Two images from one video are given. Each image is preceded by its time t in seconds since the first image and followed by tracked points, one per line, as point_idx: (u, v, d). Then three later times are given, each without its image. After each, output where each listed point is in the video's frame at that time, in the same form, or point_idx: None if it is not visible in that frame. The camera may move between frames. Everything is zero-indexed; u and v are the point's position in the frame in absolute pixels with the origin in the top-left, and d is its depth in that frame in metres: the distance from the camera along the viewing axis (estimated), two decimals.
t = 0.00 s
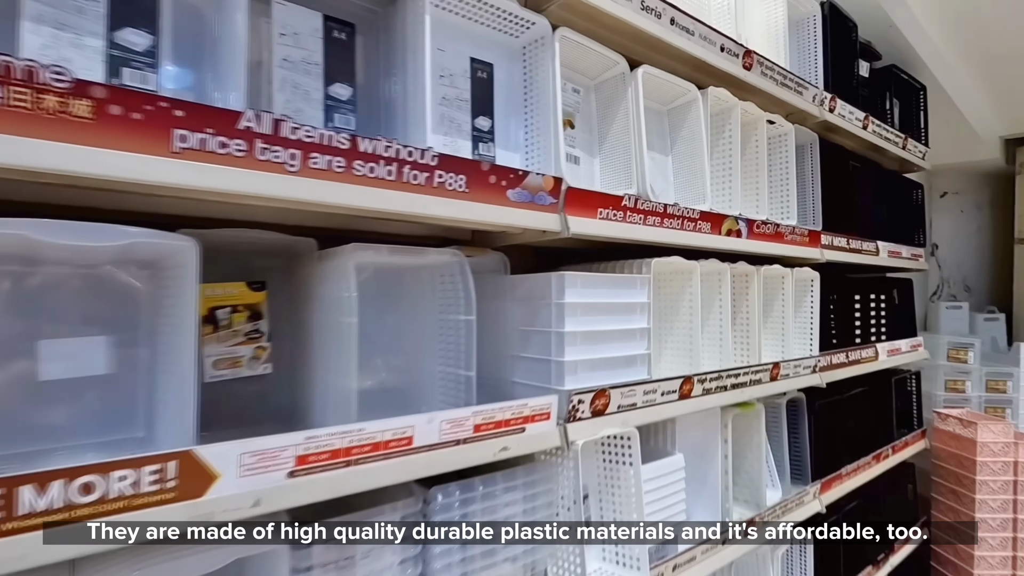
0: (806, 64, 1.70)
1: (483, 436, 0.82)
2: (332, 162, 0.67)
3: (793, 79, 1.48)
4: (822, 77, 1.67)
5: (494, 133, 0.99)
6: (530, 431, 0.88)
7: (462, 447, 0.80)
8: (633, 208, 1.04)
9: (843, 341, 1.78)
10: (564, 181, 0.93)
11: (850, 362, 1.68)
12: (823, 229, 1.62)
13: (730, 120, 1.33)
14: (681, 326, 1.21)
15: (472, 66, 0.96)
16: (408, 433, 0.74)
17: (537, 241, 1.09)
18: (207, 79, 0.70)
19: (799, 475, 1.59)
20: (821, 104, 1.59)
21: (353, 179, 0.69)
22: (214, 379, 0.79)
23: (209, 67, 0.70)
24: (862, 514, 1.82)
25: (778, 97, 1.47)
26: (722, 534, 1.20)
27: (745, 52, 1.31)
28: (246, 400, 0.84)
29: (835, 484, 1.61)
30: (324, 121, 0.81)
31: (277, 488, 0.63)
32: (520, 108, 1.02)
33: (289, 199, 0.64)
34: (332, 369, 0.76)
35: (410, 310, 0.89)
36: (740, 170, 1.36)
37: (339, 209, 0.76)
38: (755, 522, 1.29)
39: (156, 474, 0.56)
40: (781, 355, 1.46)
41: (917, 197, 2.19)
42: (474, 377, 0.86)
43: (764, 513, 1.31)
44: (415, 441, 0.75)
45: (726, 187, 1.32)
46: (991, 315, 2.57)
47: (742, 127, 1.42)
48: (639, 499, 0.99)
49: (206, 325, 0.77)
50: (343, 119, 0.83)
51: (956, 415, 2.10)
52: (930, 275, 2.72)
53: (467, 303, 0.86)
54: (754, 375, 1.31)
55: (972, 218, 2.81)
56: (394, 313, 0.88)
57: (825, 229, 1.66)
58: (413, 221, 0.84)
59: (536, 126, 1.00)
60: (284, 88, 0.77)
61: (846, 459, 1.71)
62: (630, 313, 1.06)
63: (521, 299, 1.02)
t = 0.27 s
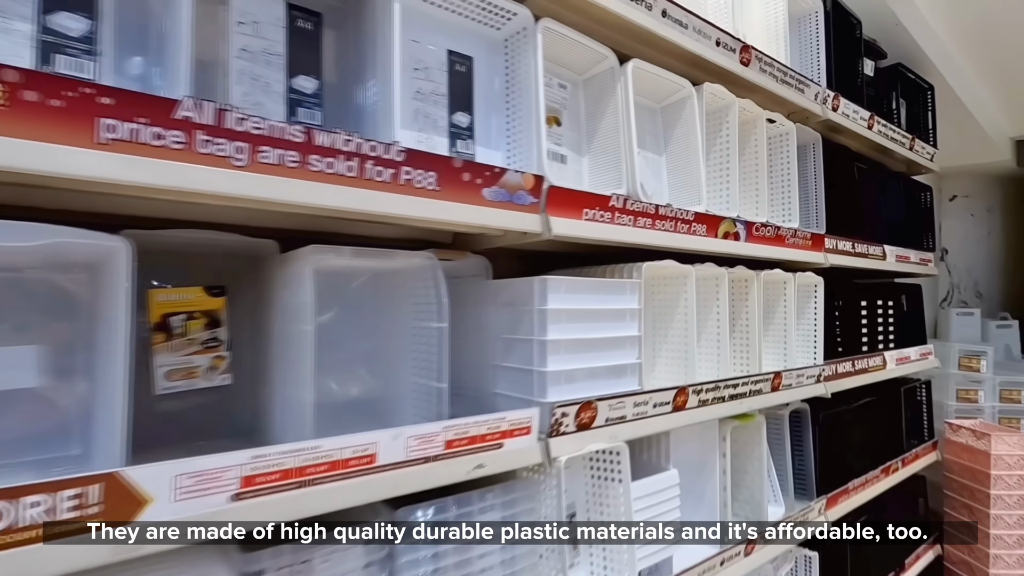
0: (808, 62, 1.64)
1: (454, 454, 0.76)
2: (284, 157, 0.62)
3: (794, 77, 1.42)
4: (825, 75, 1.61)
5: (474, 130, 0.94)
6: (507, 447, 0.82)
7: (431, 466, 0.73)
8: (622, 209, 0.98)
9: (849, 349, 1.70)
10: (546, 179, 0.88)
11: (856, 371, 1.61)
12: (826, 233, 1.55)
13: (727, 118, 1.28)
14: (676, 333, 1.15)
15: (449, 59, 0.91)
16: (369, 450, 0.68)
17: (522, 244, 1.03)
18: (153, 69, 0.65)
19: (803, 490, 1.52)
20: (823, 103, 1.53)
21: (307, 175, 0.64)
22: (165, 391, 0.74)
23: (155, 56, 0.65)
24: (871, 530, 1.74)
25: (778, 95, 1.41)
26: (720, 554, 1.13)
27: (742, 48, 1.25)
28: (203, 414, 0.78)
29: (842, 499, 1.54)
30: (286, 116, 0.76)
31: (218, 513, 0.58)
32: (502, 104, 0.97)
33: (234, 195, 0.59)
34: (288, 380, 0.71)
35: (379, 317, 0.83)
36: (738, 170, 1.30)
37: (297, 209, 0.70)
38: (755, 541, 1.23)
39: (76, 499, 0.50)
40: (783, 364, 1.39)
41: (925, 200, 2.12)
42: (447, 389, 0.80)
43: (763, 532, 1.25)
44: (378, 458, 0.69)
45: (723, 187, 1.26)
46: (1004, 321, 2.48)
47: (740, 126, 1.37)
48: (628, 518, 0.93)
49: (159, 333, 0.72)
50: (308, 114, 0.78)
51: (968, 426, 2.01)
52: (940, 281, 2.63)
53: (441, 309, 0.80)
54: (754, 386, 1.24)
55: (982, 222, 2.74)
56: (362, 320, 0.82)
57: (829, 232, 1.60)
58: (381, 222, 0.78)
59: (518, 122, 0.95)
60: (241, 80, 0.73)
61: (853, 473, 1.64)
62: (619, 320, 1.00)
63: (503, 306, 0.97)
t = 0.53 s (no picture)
0: (805, 62, 1.57)
1: (408, 482, 0.69)
2: (209, 158, 0.56)
3: (789, 77, 1.35)
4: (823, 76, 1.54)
5: (440, 131, 0.88)
6: (468, 474, 0.75)
7: (381, 496, 0.67)
8: (599, 214, 0.92)
9: (850, 362, 1.63)
10: (514, 183, 0.81)
11: (857, 384, 1.53)
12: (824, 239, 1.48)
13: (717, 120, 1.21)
14: (662, 347, 1.08)
15: (413, 56, 0.85)
16: (308, 480, 0.62)
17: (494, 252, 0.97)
18: (71, 62, 0.60)
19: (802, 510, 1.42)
20: (821, 104, 1.46)
21: (237, 179, 0.58)
22: (93, 414, 0.66)
23: (74, 48, 0.60)
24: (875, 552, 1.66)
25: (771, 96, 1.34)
26: None
27: (733, 46, 1.19)
28: (139, 438, 0.71)
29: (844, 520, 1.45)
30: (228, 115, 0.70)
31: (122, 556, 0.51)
32: (471, 104, 0.91)
33: (147, 199, 0.53)
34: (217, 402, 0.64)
35: (330, 332, 0.78)
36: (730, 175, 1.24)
37: (233, 216, 0.64)
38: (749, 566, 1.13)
39: None
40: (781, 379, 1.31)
41: (930, 206, 2.04)
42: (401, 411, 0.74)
43: (758, 557, 1.15)
44: (318, 489, 0.63)
45: (714, 192, 1.19)
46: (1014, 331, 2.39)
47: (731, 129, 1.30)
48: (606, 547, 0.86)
49: (86, 350, 0.65)
50: (253, 113, 0.72)
51: (977, 441, 1.93)
52: (947, 289, 2.55)
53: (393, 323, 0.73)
54: (748, 402, 1.17)
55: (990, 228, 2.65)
56: (310, 334, 0.76)
57: (828, 240, 1.53)
58: (331, 229, 0.72)
59: (488, 123, 0.89)
60: (176, 75, 0.67)
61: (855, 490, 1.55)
62: (597, 335, 0.93)
63: (472, 318, 0.90)
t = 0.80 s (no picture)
0: (798, 63, 1.52)
1: (350, 515, 0.63)
2: (116, 160, 0.51)
3: (780, 78, 1.29)
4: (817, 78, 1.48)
5: (399, 134, 0.82)
6: (420, 505, 0.69)
7: (319, 530, 0.61)
8: (570, 222, 0.86)
9: (848, 375, 1.56)
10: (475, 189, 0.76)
11: (855, 399, 1.46)
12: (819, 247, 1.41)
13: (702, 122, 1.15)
14: (643, 362, 1.02)
15: (370, 54, 0.80)
16: (232, 516, 0.56)
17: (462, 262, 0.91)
18: None
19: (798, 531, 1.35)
20: (814, 107, 1.40)
21: (150, 183, 0.52)
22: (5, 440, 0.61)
23: None
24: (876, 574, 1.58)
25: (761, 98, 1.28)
26: None
27: (718, 45, 1.14)
28: (60, 466, 0.65)
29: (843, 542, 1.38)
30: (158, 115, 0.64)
31: None
32: (434, 105, 0.86)
33: (39, 205, 0.47)
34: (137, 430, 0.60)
35: (271, 349, 0.73)
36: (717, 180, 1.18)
37: (156, 224, 0.59)
38: None
39: None
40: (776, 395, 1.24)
41: (932, 213, 1.98)
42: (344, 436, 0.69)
43: None
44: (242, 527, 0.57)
45: (699, 199, 1.13)
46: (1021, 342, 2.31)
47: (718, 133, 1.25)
48: None
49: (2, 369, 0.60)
50: (187, 113, 0.67)
51: (984, 457, 1.84)
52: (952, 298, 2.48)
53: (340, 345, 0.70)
54: (736, 420, 1.11)
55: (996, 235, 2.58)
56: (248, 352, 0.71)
57: (823, 248, 1.46)
58: (271, 238, 0.66)
59: (451, 125, 0.83)
60: (99, 73, 0.62)
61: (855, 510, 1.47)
62: (570, 350, 0.87)
63: (434, 333, 0.85)
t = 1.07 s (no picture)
0: (792, 63, 1.47)
1: (296, 540, 0.59)
2: (28, 156, 0.46)
3: (771, 77, 1.25)
4: (811, 77, 1.44)
5: (363, 133, 0.78)
6: (374, 527, 0.64)
7: (261, 557, 0.57)
8: (544, 226, 0.82)
9: (846, 385, 1.50)
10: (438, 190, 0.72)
11: (852, 409, 1.41)
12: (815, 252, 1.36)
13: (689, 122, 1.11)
14: (626, 372, 0.97)
15: (331, 49, 0.76)
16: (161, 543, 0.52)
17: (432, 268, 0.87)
18: None
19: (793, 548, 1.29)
20: (808, 108, 1.35)
21: (67, 181, 0.48)
22: None
23: None
24: None
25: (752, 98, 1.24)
26: None
27: (705, 43, 1.09)
28: None
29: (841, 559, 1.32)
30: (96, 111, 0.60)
31: None
32: (401, 103, 0.81)
33: None
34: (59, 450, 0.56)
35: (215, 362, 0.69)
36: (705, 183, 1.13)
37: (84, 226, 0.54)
38: None
39: None
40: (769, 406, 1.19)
41: (933, 217, 1.92)
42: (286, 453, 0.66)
43: None
44: (172, 555, 0.52)
45: (686, 202, 1.09)
46: None
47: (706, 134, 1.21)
48: None
49: None
50: (129, 109, 0.63)
51: (989, 470, 1.78)
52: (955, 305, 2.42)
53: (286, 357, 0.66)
54: (725, 434, 1.05)
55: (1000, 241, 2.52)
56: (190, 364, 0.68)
57: (819, 253, 1.41)
58: (216, 241, 0.62)
59: (417, 124, 0.79)
60: (30, 66, 0.58)
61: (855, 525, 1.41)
62: (544, 361, 0.82)
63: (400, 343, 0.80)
